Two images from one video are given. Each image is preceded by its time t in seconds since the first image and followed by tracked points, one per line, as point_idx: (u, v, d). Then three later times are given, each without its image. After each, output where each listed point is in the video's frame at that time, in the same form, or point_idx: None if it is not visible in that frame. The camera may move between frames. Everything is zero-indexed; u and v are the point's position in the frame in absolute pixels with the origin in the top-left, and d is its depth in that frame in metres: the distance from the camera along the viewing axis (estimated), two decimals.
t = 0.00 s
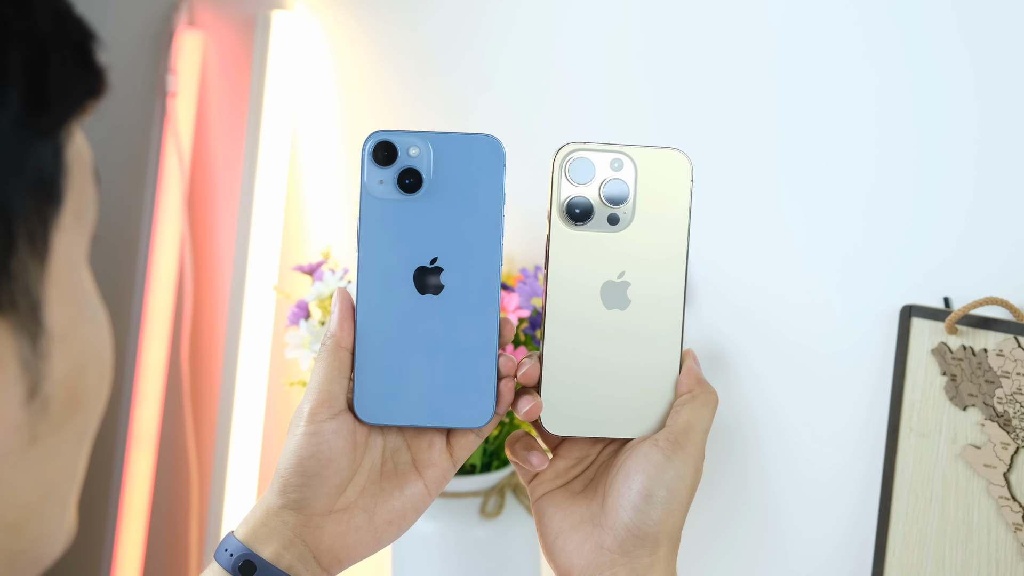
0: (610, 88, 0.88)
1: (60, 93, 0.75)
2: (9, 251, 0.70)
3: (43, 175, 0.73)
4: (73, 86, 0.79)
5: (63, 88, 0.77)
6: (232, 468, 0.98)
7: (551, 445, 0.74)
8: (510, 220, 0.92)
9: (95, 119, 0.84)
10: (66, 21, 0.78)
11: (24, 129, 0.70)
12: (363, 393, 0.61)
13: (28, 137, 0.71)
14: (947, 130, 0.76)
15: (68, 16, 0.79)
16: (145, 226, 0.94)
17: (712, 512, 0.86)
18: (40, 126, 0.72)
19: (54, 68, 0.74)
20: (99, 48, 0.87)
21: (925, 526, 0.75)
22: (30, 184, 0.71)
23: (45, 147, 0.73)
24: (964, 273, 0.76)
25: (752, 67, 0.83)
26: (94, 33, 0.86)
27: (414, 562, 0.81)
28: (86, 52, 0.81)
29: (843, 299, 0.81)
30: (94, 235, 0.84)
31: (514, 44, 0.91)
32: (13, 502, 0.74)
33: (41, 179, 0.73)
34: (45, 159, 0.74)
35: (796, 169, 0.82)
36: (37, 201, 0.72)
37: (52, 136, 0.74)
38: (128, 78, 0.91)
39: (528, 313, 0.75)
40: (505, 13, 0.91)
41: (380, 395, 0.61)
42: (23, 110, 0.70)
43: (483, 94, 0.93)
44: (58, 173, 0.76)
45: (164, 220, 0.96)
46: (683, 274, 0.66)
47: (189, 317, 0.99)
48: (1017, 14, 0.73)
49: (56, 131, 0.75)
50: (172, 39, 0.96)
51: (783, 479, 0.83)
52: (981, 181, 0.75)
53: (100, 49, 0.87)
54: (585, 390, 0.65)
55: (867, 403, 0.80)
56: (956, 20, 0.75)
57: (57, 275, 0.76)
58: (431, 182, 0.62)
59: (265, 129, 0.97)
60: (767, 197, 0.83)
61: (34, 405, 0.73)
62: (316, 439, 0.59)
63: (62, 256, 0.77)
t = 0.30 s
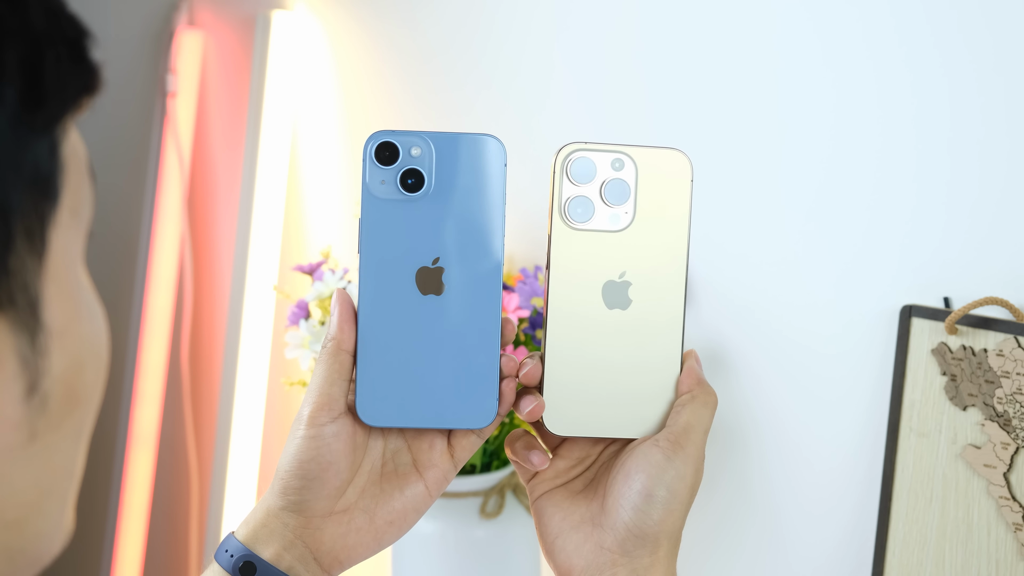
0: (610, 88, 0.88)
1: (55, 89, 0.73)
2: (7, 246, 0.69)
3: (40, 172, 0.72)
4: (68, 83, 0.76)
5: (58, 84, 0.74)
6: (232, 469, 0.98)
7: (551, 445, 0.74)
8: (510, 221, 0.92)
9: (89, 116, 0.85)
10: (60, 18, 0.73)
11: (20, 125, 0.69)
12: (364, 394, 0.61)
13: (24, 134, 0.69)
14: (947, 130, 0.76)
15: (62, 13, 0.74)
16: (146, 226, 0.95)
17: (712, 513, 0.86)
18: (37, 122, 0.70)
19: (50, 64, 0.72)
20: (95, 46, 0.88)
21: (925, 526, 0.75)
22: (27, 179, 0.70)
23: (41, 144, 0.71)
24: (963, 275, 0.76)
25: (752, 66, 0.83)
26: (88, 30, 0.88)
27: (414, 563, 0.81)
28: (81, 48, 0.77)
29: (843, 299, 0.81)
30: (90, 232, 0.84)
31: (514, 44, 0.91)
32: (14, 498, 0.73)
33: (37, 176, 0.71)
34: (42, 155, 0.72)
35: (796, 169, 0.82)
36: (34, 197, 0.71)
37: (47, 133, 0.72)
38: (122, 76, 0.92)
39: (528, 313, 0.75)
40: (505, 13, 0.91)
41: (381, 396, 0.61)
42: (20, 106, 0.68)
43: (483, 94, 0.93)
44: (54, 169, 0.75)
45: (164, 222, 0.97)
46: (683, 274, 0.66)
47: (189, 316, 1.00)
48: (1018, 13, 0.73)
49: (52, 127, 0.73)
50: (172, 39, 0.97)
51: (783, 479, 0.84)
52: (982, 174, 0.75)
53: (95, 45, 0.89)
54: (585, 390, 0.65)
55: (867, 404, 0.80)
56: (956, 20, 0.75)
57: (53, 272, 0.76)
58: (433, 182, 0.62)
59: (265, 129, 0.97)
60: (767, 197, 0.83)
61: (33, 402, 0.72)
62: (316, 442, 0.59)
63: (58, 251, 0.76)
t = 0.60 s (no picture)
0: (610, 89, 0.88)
1: (54, 88, 0.69)
2: (7, 246, 0.67)
3: (39, 172, 0.70)
4: (67, 82, 0.72)
5: (56, 83, 0.71)
6: (232, 468, 0.98)
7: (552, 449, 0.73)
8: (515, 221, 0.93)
9: (88, 116, 0.86)
10: (58, 17, 0.68)
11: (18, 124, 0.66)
12: (372, 401, 0.60)
13: (22, 133, 0.67)
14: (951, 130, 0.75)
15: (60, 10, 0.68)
16: (145, 227, 0.95)
17: (713, 511, 0.89)
18: (35, 121, 0.68)
19: (48, 64, 0.68)
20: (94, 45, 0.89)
21: (925, 526, 0.75)
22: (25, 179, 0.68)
23: (40, 143, 0.69)
24: (970, 275, 0.74)
25: (752, 68, 0.83)
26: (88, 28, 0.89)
27: (414, 563, 0.81)
28: (81, 47, 0.72)
29: (844, 300, 0.81)
30: (89, 232, 0.83)
31: (514, 44, 0.91)
32: (14, 497, 0.73)
33: (36, 175, 0.70)
34: (40, 154, 0.70)
35: (796, 170, 0.83)
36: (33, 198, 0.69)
37: (47, 132, 0.70)
38: (121, 75, 0.92)
39: (527, 312, 0.75)
40: (505, 13, 0.91)
41: (389, 403, 0.61)
42: (18, 106, 0.65)
43: (483, 94, 0.92)
44: (53, 168, 0.73)
45: (164, 221, 0.97)
46: (687, 280, 0.66)
47: (188, 318, 1.00)
48: (1018, 16, 0.71)
49: (51, 127, 0.70)
50: (172, 39, 0.98)
51: (784, 479, 0.84)
52: (987, 191, 0.73)
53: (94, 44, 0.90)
54: (587, 392, 0.65)
55: (867, 405, 0.80)
56: (957, 18, 0.75)
57: (53, 272, 0.75)
58: (439, 187, 0.62)
59: (265, 129, 0.97)
60: (766, 196, 0.85)
61: (33, 402, 0.72)
62: (324, 451, 0.59)
63: (59, 249, 0.75)
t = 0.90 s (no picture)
0: (610, 89, 0.88)
1: (55, 88, 0.68)
2: (8, 247, 0.67)
3: (40, 172, 0.70)
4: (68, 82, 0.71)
5: (57, 83, 0.69)
6: (232, 466, 0.97)
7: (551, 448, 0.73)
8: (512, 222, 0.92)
9: (90, 116, 0.88)
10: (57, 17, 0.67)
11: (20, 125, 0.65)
12: (370, 398, 0.60)
13: (25, 134, 0.67)
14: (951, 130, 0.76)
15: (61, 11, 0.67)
16: (146, 228, 0.96)
17: (712, 512, 0.87)
18: (37, 122, 0.67)
19: (51, 63, 0.67)
20: (93, 47, 0.91)
21: (925, 526, 0.75)
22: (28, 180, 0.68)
23: (41, 143, 0.69)
24: (972, 274, 0.74)
25: (752, 67, 0.83)
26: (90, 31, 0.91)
27: (414, 558, 0.81)
28: (81, 47, 0.71)
29: (844, 301, 0.81)
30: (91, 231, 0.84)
31: (514, 44, 0.91)
32: (14, 498, 0.73)
33: (38, 175, 0.70)
34: (42, 154, 0.70)
35: (796, 170, 0.83)
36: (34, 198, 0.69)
37: (49, 133, 0.70)
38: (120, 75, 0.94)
39: (527, 312, 0.75)
40: (506, 13, 0.91)
41: (387, 400, 0.61)
42: (20, 107, 0.64)
43: (483, 94, 0.92)
44: (55, 168, 0.72)
45: (164, 222, 0.97)
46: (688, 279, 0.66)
47: (188, 316, 1.00)
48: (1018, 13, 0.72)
49: (53, 127, 0.70)
50: (173, 39, 0.97)
51: (784, 478, 0.84)
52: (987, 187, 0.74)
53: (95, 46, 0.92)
54: (586, 391, 0.65)
55: (867, 405, 0.80)
56: (956, 20, 0.75)
57: (56, 271, 0.75)
58: (438, 185, 0.62)
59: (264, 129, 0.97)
60: (767, 198, 0.84)
61: (35, 401, 0.72)
62: (322, 446, 0.59)
63: (59, 249, 0.75)
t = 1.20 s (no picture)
0: (609, 88, 0.88)
1: (53, 87, 0.72)
2: (6, 245, 0.69)
3: (38, 170, 0.71)
4: (66, 81, 0.74)
5: (55, 82, 0.73)
6: (232, 468, 0.98)
7: (546, 446, 0.73)
8: (509, 221, 0.92)
9: (87, 115, 0.86)
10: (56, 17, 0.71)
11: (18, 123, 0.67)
12: (358, 388, 0.61)
13: (21, 132, 0.68)
14: (948, 130, 0.76)
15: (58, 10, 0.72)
16: (146, 228, 0.95)
17: (712, 512, 0.85)
18: (34, 120, 0.69)
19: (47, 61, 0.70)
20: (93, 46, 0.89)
21: (925, 526, 0.75)
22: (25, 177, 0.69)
23: (39, 142, 0.70)
24: (955, 274, 0.76)
25: (751, 66, 0.83)
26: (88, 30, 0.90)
27: (415, 565, 0.82)
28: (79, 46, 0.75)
29: (844, 300, 0.81)
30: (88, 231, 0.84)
31: (514, 43, 0.91)
32: (13, 496, 0.73)
33: (35, 173, 0.71)
34: (39, 153, 0.71)
35: (796, 168, 0.82)
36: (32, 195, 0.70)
37: (45, 131, 0.71)
38: (119, 76, 0.93)
39: (527, 313, 0.75)
40: (505, 13, 0.91)
41: (375, 391, 0.61)
42: (17, 105, 0.66)
43: (483, 93, 0.93)
44: (53, 167, 0.74)
45: (164, 221, 0.97)
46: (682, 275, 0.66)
47: (188, 320, 1.00)
48: (1018, 13, 0.73)
49: (49, 125, 0.72)
50: (172, 39, 0.97)
51: (783, 478, 0.83)
52: (977, 179, 0.75)
53: (93, 45, 0.89)
54: (582, 389, 0.65)
55: (867, 403, 0.80)
56: (956, 20, 0.75)
57: (52, 269, 0.76)
58: (428, 179, 0.62)
59: (265, 130, 0.97)
60: (766, 196, 0.83)
61: (32, 400, 0.72)
62: (314, 435, 0.59)
63: (57, 246, 0.77)
